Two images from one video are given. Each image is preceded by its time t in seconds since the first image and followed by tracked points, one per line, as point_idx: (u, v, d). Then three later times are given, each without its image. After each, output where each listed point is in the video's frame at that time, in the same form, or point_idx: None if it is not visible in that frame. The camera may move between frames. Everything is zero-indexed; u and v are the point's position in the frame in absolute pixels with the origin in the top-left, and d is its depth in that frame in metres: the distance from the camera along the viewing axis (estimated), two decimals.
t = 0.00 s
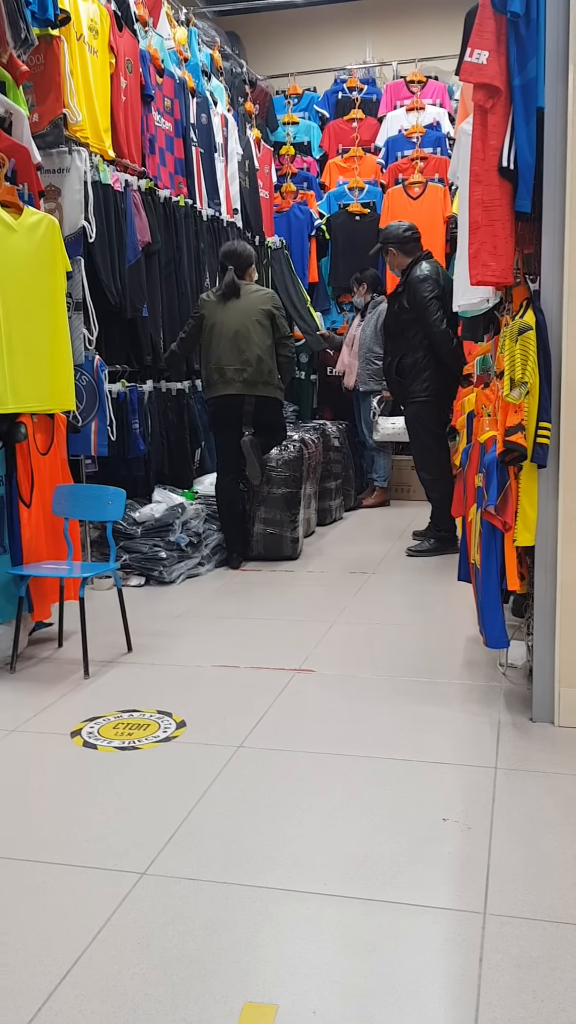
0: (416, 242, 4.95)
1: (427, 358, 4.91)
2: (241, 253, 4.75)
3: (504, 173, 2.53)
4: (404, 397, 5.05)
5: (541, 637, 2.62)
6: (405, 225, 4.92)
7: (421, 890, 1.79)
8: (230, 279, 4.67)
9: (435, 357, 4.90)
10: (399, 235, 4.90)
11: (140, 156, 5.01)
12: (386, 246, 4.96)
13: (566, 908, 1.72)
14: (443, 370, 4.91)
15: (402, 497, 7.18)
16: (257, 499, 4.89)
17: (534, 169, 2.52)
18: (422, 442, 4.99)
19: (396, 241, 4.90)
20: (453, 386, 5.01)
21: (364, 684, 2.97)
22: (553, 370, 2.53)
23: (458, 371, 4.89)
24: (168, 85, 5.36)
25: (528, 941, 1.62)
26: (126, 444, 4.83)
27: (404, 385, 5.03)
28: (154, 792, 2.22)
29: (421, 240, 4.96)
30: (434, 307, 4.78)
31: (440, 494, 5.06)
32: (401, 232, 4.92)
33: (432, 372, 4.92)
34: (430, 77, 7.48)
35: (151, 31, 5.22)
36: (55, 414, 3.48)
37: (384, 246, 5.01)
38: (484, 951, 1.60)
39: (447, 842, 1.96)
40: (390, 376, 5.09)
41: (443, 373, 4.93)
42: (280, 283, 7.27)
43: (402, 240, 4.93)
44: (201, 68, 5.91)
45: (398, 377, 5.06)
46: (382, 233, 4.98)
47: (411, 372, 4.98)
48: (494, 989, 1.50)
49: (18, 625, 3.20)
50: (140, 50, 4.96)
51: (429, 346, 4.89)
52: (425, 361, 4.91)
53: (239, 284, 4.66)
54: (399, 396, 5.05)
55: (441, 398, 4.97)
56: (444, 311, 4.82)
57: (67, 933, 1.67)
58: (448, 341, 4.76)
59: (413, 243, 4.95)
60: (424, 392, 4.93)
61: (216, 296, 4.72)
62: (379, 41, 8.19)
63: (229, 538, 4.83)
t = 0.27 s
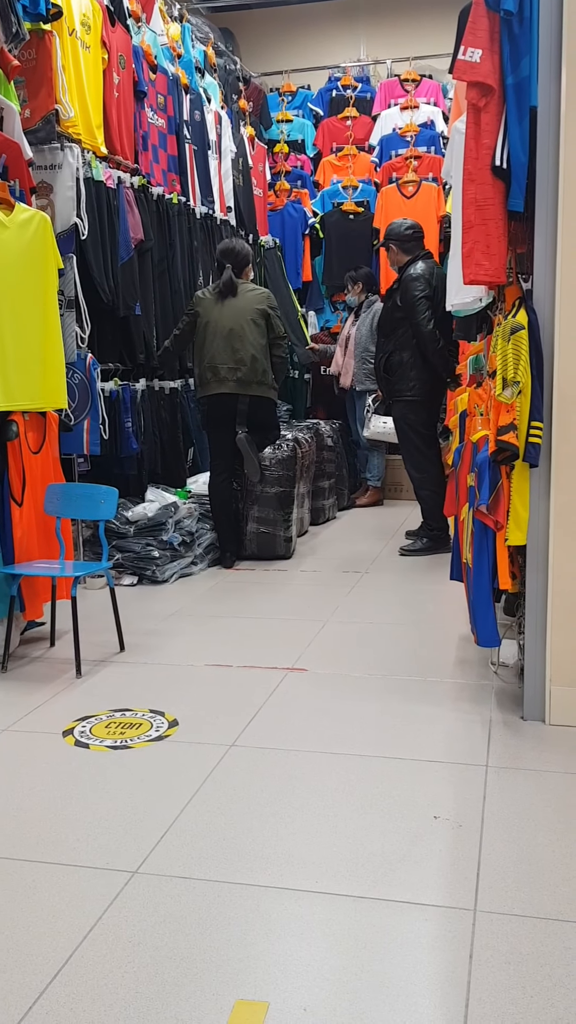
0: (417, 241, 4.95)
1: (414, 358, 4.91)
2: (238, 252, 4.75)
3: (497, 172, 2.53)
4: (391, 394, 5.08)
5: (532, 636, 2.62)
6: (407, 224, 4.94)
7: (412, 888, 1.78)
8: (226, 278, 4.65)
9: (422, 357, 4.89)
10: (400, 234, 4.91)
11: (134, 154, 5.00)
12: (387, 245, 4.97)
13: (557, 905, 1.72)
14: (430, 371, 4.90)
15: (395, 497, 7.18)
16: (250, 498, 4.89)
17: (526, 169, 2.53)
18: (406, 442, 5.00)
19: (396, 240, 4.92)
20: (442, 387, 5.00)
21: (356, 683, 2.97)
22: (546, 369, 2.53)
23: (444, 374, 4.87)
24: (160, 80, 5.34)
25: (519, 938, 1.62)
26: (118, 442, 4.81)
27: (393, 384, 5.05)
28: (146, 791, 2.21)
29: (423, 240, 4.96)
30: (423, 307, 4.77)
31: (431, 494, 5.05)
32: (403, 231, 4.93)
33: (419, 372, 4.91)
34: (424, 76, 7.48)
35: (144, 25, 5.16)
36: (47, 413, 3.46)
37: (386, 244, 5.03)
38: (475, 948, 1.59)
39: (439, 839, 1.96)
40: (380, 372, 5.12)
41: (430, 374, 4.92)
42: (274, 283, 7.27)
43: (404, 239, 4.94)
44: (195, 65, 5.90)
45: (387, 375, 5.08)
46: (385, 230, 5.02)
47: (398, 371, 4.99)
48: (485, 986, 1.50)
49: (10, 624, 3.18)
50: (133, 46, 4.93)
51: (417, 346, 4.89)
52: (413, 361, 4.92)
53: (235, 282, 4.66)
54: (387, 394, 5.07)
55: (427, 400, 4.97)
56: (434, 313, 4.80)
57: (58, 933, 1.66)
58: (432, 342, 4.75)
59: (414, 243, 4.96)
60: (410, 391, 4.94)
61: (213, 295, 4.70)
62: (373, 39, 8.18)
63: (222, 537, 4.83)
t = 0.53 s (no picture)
0: (420, 242, 4.95)
1: (416, 359, 4.91)
2: (244, 252, 4.75)
3: (499, 174, 2.52)
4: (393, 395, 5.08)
5: (531, 638, 2.62)
6: (410, 226, 4.94)
7: (410, 889, 1.78)
8: (229, 279, 4.65)
9: (423, 358, 4.89)
10: (404, 235, 4.92)
11: (135, 153, 5.00)
12: (391, 246, 4.97)
13: (554, 906, 1.72)
14: (431, 372, 4.90)
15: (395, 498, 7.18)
16: (250, 498, 4.88)
17: (528, 170, 2.53)
18: (406, 443, 5.00)
19: (400, 241, 4.93)
20: (443, 388, 5.00)
21: (355, 684, 2.97)
22: (546, 371, 2.53)
23: (445, 374, 4.87)
24: (163, 80, 5.34)
25: (515, 938, 1.62)
26: (119, 441, 4.81)
27: (394, 385, 5.05)
28: (144, 792, 2.21)
29: (426, 241, 4.96)
30: (425, 308, 4.77)
31: (430, 495, 5.06)
32: (406, 232, 4.93)
33: (421, 373, 4.91)
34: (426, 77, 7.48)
35: (147, 25, 5.16)
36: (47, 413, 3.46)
37: (390, 245, 5.03)
38: (472, 949, 1.59)
39: (437, 840, 1.96)
40: (381, 373, 5.12)
41: (431, 375, 4.92)
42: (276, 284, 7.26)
43: (407, 240, 4.94)
44: (197, 65, 5.89)
45: (388, 376, 5.07)
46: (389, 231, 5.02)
47: (400, 372, 4.99)
48: (482, 987, 1.50)
49: (9, 623, 3.18)
50: (135, 45, 4.93)
51: (419, 347, 4.88)
52: (415, 361, 4.92)
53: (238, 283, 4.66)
54: (388, 395, 5.07)
55: (428, 401, 4.97)
56: (436, 313, 4.80)
57: (55, 933, 1.65)
58: (434, 343, 4.76)
59: (418, 244, 4.95)
60: (411, 392, 4.95)
61: (215, 295, 4.69)
62: (375, 40, 8.18)
63: (222, 538, 4.82)
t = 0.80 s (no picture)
0: (421, 242, 4.95)
1: (419, 359, 4.92)
2: (241, 251, 4.75)
3: (500, 174, 2.53)
4: (395, 395, 5.08)
5: (531, 638, 2.62)
6: (412, 226, 4.94)
7: (410, 889, 1.78)
8: (227, 279, 4.65)
9: (427, 357, 4.90)
10: (405, 235, 4.92)
11: (136, 153, 5.00)
12: (392, 246, 4.98)
13: (554, 907, 1.72)
14: (434, 372, 4.91)
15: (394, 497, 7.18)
16: (250, 498, 4.88)
17: (529, 171, 2.53)
18: (408, 443, 5.00)
19: (402, 241, 4.94)
20: (446, 388, 5.00)
21: (355, 684, 2.97)
22: (547, 372, 2.53)
23: (448, 374, 4.88)
24: (164, 80, 5.35)
25: (515, 939, 1.62)
26: (119, 441, 4.81)
27: (397, 385, 5.05)
28: (143, 792, 2.20)
29: (428, 241, 4.95)
30: (428, 308, 4.78)
31: (431, 495, 5.06)
32: (407, 232, 4.93)
33: (424, 373, 4.92)
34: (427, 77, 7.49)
35: (149, 25, 5.17)
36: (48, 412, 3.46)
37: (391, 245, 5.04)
38: (472, 949, 1.59)
39: (436, 840, 1.96)
40: (383, 373, 5.12)
41: (434, 375, 4.93)
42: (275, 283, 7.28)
43: (408, 240, 4.94)
44: (199, 65, 5.89)
45: (391, 376, 5.07)
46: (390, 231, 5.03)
47: (403, 372, 4.99)
48: (481, 988, 1.50)
49: (8, 623, 3.17)
50: (137, 45, 4.93)
51: (422, 346, 4.89)
52: (417, 361, 4.93)
53: (237, 283, 4.66)
54: (391, 395, 5.08)
55: (431, 401, 4.98)
56: (439, 313, 4.81)
57: (54, 934, 1.65)
58: (438, 342, 4.77)
59: (419, 244, 4.95)
60: (414, 392, 4.95)
61: (215, 295, 4.70)
62: (376, 40, 8.18)
63: (222, 538, 4.82)
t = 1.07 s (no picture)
0: (422, 242, 4.95)
1: (420, 360, 4.92)
2: (239, 251, 4.75)
3: (499, 175, 2.53)
4: (396, 395, 5.08)
5: (530, 638, 2.62)
6: (413, 226, 4.94)
7: (408, 889, 1.78)
8: (226, 279, 4.65)
9: (428, 358, 4.90)
10: (406, 235, 4.92)
11: (136, 153, 5.00)
12: (392, 247, 4.97)
13: (552, 907, 1.72)
14: (435, 372, 4.91)
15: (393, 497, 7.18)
16: (250, 498, 4.89)
17: (528, 172, 2.53)
18: (409, 443, 5.01)
19: (402, 241, 4.94)
20: (446, 388, 5.01)
21: (354, 684, 2.97)
22: (546, 373, 2.53)
23: (448, 374, 4.89)
24: (163, 80, 5.34)
25: (513, 939, 1.62)
26: (118, 441, 4.81)
27: (398, 385, 5.05)
28: (142, 792, 2.20)
29: (428, 242, 4.95)
30: (429, 308, 4.78)
31: (430, 495, 5.06)
32: (408, 232, 4.93)
33: (425, 374, 4.92)
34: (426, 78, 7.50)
35: (148, 25, 5.16)
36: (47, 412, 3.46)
37: (391, 245, 5.03)
38: (470, 949, 1.60)
39: (435, 840, 1.96)
40: (384, 374, 5.11)
41: (435, 375, 4.93)
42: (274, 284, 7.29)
43: (409, 241, 4.94)
44: (198, 65, 5.89)
45: (392, 376, 5.07)
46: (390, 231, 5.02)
47: (403, 373, 4.99)
48: (479, 988, 1.50)
49: (7, 623, 3.17)
50: (136, 45, 4.93)
51: (423, 347, 4.89)
52: (419, 362, 4.93)
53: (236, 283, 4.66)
54: (392, 395, 5.08)
55: (432, 401, 4.98)
56: (440, 314, 4.81)
57: (52, 934, 1.65)
58: (439, 343, 4.78)
59: (419, 244, 4.95)
60: (415, 392, 4.95)
61: (214, 295, 4.70)
62: (376, 40, 8.19)
63: (221, 538, 4.83)
